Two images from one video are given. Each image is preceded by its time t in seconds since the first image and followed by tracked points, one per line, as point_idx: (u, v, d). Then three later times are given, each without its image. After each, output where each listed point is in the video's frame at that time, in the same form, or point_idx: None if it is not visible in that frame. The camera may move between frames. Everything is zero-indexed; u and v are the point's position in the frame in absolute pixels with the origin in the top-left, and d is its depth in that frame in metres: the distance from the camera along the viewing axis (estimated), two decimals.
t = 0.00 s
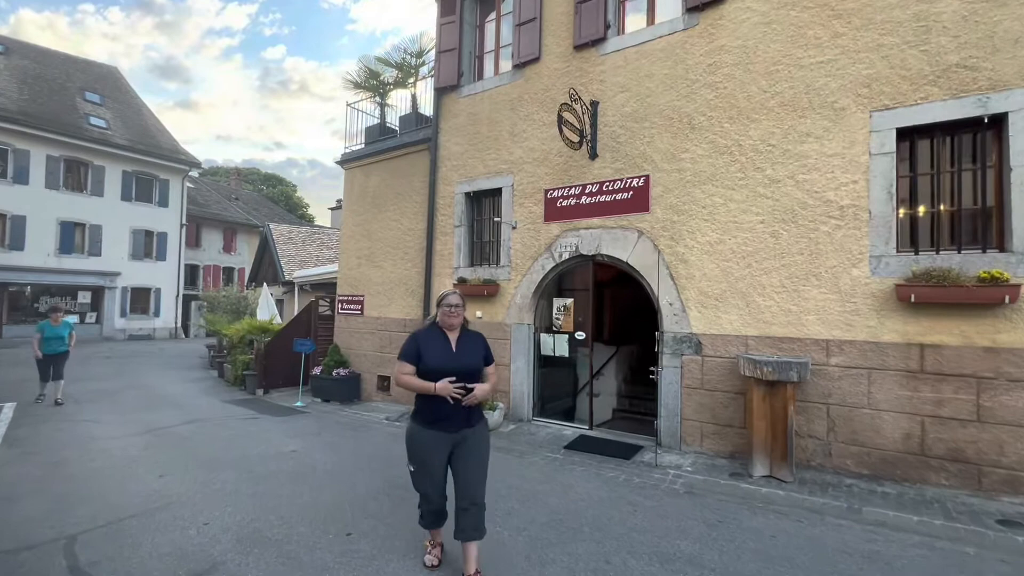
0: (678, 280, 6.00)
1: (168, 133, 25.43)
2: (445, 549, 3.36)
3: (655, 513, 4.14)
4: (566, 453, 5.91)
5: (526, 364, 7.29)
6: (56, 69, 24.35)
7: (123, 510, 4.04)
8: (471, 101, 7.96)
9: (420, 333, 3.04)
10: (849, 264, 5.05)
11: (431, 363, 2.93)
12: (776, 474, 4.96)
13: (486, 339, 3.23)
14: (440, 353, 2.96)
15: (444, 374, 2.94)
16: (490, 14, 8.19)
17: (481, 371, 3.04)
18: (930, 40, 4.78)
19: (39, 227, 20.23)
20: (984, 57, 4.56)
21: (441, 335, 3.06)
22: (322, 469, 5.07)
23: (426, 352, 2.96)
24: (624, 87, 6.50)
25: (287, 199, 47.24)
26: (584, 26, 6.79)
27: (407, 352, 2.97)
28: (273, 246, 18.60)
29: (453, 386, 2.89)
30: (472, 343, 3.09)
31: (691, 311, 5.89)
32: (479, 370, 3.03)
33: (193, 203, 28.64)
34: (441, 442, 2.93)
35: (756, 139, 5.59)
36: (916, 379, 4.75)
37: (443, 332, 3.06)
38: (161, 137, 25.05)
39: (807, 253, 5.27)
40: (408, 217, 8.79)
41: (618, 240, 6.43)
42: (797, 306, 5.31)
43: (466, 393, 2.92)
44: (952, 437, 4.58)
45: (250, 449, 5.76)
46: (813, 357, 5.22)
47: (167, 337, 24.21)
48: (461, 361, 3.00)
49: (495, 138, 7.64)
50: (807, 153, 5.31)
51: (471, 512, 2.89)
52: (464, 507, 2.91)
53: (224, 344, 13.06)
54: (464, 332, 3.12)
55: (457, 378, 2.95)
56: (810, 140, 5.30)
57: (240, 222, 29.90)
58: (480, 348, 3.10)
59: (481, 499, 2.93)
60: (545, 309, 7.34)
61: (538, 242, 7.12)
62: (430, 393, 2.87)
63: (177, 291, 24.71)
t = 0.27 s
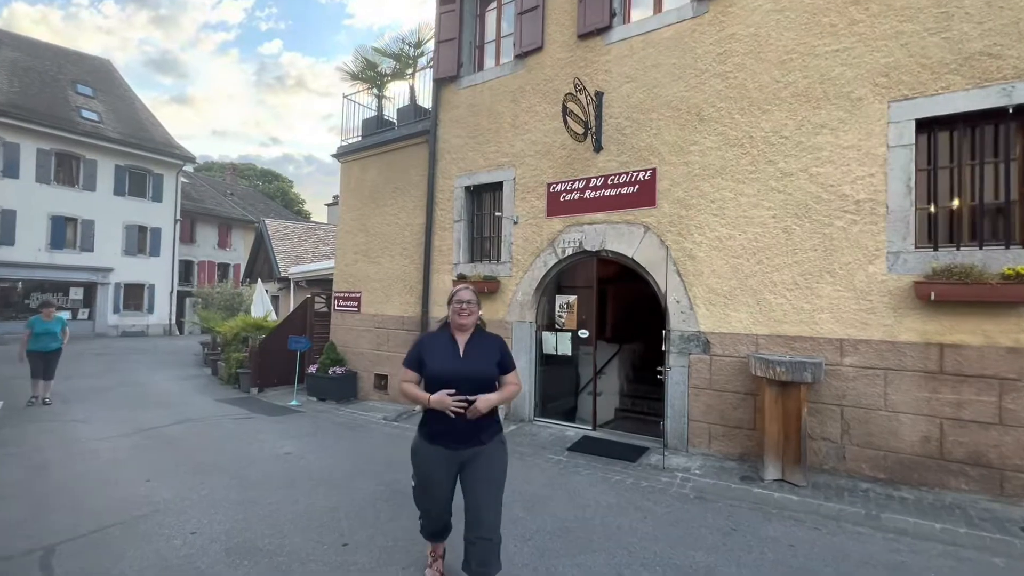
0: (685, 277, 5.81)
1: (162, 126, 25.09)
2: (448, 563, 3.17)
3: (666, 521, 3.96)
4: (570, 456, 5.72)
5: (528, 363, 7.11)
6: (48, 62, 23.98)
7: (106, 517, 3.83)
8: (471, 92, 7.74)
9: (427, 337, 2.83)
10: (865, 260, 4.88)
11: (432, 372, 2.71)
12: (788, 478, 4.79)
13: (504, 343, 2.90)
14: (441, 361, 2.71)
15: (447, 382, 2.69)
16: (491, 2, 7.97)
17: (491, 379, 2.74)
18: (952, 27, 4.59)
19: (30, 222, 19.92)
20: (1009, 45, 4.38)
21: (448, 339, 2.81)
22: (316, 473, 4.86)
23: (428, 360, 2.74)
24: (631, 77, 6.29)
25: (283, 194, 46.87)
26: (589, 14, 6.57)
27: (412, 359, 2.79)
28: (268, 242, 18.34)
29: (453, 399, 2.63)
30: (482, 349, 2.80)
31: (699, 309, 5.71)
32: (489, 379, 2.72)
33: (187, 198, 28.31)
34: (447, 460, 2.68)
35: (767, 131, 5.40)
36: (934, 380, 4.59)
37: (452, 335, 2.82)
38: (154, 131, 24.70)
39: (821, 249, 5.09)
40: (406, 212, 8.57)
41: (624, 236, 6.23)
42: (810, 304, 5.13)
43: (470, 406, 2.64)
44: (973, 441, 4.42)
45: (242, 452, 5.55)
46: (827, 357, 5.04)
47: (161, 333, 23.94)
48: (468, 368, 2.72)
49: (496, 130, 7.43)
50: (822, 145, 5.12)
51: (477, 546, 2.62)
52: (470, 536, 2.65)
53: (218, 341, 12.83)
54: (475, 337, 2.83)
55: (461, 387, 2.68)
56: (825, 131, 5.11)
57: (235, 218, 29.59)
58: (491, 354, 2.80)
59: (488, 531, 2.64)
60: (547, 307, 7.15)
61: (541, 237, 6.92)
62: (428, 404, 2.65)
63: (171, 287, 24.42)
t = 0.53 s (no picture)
0: (690, 272, 5.61)
1: (153, 120, 24.72)
2: None
3: (673, 529, 3.75)
4: (570, 457, 5.51)
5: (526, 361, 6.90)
6: (36, 54, 23.57)
7: (78, 526, 3.59)
8: (468, 82, 7.51)
9: (428, 335, 2.44)
10: (877, 255, 4.70)
11: (429, 376, 2.31)
12: (797, 481, 4.61)
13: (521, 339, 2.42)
14: (440, 364, 2.30)
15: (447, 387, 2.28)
16: None
17: (502, 383, 2.27)
18: (971, 12, 4.42)
19: (17, 217, 19.57)
20: None
21: (451, 337, 2.39)
22: (305, 476, 4.63)
23: (425, 363, 2.35)
24: (633, 66, 6.08)
25: (277, 190, 46.44)
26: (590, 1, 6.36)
27: (413, 362, 2.44)
28: (261, 237, 18.04)
29: (452, 408, 2.21)
30: (489, 347, 2.33)
31: (704, 305, 5.51)
32: (497, 383, 2.25)
33: (180, 194, 27.94)
34: (448, 483, 2.27)
35: (776, 121, 5.21)
36: (950, 380, 4.41)
37: (457, 332, 2.40)
38: (145, 125, 24.33)
39: (831, 243, 4.91)
40: (401, 206, 8.33)
41: (626, 230, 6.03)
42: (821, 300, 4.94)
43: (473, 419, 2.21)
44: (992, 443, 4.24)
45: (229, 453, 5.33)
46: (838, 355, 4.85)
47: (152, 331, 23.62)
48: (472, 369, 2.28)
49: (494, 121, 7.21)
50: (833, 135, 4.94)
51: None
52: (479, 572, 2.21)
53: (209, 338, 12.56)
54: (483, 333, 2.39)
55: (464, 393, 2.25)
56: (836, 121, 4.93)
57: (228, 214, 29.23)
58: (500, 353, 2.32)
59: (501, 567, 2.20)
60: (546, 304, 6.94)
61: (540, 231, 6.70)
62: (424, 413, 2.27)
63: (163, 284, 24.08)
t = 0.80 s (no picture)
0: (692, 270, 5.41)
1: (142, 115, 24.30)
2: None
3: (678, 541, 3.55)
4: (567, 462, 5.30)
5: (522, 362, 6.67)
6: (22, 47, 23.12)
7: (40, 541, 3.34)
8: (462, 73, 7.28)
9: (417, 339, 2.22)
10: (887, 252, 4.54)
11: (413, 388, 2.07)
12: (804, 489, 4.41)
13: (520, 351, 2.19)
14: (425, 374, 2.06)
15: (432, 399, 2.03)
16: None
17: (496, 399, 2.03)
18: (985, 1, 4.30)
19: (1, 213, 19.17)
20: None
21: (442, 341, 2.16)
22: (289, 485, 4.40)
23: (410, 373, 2.11)
24: (633, 57, 5.88)
25: (270, 187, 45.98)
26: None
27: (399, 369, 2.21)
28: (251, 234, 17.73)
29: (434, 429, 1.98)
30: (484, 354, 2.10)
31: (706, 305, 5.31)
32: (491, 396, 2.01)
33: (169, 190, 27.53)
34: (438, 511, 2.02)
35: (782, 113, 5.04)
36: (964, 383, 4.23)
37: (451, 336, 2.18)
38: (134, 119, 23.92)
39: (840, 241, 4.73)
40: (393, 201, 8.09)
41: (625, 226, 5.82)
42: (828, 299, 4.76)
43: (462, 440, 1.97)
44: (1007, 449, 4.07)
45: (212, 459, 5.09)
46: (846, 357, 4.67)
47: (140, 329, 23.24)
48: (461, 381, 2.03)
49: (489, 114, 6.98)
50: (842, 128, 4.77)
51: None
52: None
53: (196, 338, 12.26)
54: (477, 338, 2.16)
55: (450, 407, 2.01)
56: (845, 113, 4.77)
57: (219, 210, 28.84)
58: (496, 362, 2.09)
59: None
60: (543, 303, 6.73)
61: (536, 228, 6.48)
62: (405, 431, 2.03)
63: (152, 282, 23.71)
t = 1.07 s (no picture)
0: (693, 271, 5.26)
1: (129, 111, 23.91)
2: None
3: (683, 555, 3.38)
4: (564, 469, 5.11)
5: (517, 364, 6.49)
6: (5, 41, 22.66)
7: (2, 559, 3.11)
8: (456, 68, 7.09)
9: (383, 351, 1.88)
10: (895, 252, 4.41)
11: (381, 411, 1.75)
12: (811, 497, 4.26)
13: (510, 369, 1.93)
14: (398, 394, 1.75)
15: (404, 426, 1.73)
16: None
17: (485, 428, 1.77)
18: None
19: None
20: None
21: (416, 354, 1.86)
22: (274, 495, 4.18)
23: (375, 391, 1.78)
24: (633, 51, 5.72)
25: (261, 186, 45.52)
26: None
27: (357, 385, 1.86)
28: (240, 233, 17.43)
29: (406, 460, 1.67)
30: (469, 371, 1.84)
31: (708, 306, 5.16)
32: (480, 420, 1.76)
33: (157, 188, 27.12)
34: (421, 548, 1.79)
35: (786, 109, 4.90)
36: (975, 388, 4.11)
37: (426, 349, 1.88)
38: (121, 116, 23.52)
39: (846, 240, 4.59)
40: (385, 199, 7.89)
41: (624, 225, 5.66)
42: (834, 301, 4.62)
43: (448, 466, 1.70)
44: (1019, 456, 3.95)
45: (194, 468, 4.87)
46: (853, 361, 4.53)
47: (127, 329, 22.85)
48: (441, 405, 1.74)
49: (483, 109, 6.80)
50: (848, 125, 4.64)
51: None
52: None
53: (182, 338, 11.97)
54: (458, 352, 1.89)
55: (427, 435, 1.72)
56: (851, 108, 4.63)
57: (208, 209, 28.45)
58: (483, 380, 1.83)
59: None
60: (539, 304, 6.55)
61: (532, 227, 6.31)
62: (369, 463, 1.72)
63: (139, 281, 23.32)
